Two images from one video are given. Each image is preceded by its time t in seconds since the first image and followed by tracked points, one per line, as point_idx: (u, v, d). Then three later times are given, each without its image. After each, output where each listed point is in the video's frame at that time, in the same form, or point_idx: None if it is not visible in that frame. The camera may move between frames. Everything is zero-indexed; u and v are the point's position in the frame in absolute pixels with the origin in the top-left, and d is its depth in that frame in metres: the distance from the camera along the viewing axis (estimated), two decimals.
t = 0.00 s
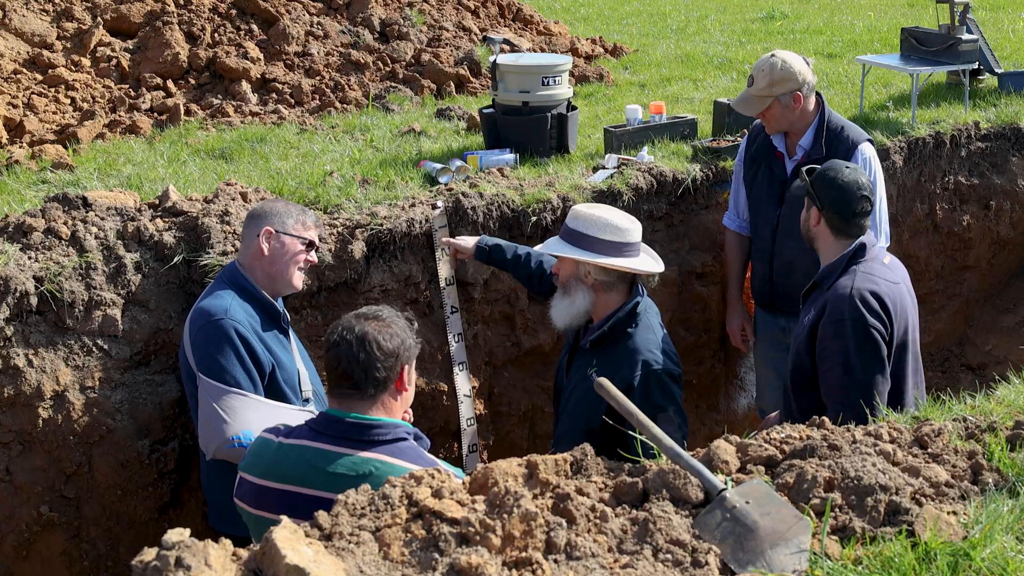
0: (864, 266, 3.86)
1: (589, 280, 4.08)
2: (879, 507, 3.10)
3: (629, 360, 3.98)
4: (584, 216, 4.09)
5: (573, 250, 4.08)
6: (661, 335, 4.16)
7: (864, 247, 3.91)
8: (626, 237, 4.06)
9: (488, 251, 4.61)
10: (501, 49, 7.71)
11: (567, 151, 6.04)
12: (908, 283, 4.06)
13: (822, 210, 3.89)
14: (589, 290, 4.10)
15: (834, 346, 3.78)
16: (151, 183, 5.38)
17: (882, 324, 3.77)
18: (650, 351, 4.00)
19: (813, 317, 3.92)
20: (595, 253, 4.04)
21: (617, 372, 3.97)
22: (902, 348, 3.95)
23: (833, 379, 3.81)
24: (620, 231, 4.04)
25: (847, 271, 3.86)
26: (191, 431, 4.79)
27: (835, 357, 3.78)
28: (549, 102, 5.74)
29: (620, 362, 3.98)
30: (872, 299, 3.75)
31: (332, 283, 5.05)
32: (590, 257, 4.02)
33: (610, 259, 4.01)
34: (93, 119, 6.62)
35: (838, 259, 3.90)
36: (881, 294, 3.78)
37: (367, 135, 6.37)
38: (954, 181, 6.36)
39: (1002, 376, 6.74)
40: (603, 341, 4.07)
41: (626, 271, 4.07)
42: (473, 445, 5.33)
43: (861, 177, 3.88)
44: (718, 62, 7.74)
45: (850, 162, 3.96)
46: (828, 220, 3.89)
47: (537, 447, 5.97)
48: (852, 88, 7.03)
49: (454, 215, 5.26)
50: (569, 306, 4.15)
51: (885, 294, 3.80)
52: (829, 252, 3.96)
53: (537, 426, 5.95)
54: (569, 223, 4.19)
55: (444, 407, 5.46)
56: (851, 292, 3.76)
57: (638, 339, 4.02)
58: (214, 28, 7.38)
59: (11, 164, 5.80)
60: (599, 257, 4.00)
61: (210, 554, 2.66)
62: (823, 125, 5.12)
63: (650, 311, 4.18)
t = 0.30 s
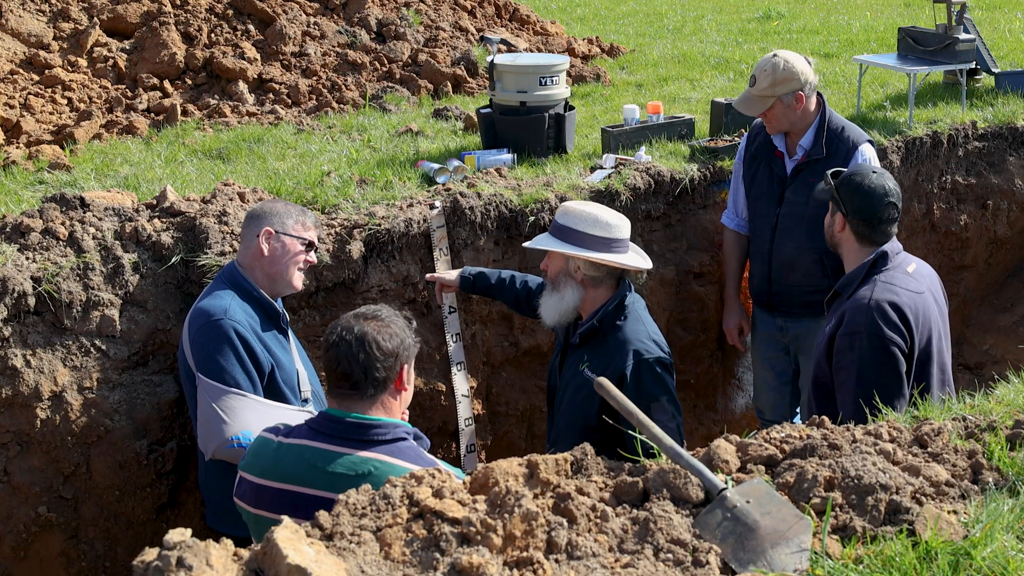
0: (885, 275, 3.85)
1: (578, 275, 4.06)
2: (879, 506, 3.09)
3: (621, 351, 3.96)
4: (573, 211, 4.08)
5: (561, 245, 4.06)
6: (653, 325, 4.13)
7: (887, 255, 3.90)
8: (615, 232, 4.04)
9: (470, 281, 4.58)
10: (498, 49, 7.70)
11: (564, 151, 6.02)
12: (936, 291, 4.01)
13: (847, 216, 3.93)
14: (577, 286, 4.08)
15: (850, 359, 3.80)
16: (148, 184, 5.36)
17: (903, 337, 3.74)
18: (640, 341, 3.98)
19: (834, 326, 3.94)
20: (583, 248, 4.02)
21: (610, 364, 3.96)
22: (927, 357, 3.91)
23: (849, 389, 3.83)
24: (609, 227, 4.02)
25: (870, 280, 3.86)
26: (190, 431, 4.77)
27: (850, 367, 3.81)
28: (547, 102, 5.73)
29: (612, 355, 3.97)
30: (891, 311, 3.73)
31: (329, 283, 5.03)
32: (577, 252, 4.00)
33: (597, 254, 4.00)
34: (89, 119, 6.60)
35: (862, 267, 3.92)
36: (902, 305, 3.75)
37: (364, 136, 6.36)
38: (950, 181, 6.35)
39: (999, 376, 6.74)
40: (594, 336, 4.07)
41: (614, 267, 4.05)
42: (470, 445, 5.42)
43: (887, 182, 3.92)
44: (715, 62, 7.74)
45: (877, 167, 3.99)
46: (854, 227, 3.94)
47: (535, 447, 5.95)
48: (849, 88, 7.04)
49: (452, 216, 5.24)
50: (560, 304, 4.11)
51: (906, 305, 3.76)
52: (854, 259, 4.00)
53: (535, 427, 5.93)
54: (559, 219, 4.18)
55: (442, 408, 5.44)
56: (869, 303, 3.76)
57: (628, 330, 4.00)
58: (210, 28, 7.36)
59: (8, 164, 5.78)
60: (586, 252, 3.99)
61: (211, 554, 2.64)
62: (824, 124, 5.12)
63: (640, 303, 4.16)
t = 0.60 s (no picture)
0: (894, 278, 3.84)
1: (566, 277, 4.06)
2: (881, 506, 3.08)
3: (611, 349, 3.95)
4: (561, 213, 4.05)
5: (550, 248, 4.04)
6: (645, 323, 4.10)
7: (897, 258, 3.88)
8: (604, 233, 4.00)
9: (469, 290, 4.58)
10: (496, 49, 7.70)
11: (563, 151, 6.01)
12: (947, 292, 3.99)
13: (857, 217, 3.94)
14: (565, 287, 4.08)
15: (858, 361, 3.82)
16: (147, 184, 5.34)
17: (911, 340, 3.74)
18: (631, 338, 3.96)
19: (843, 328, 3.94)
20: (572, 250, 4.00)
21: (599, 362, 3.95)
22: (939, 360, 3.89)
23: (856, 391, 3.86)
24: (597, 227, 3.99)
25: (879, 283, 3.85)
26: (189, 431, 4.75)
27: (857, 369, 3.82)
28: (546, 102, 5.73)
29: (602, 353, 3.96)
30: (898, 314, 3.72)
31: (329, 284, 5.01)
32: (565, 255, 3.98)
33: (585, 255, 3.97)
34: (88, 120, 6.59)
35: (871, 270, 3.91)
36: (910, 308, 3.74)
37: (363, 136, 6.35)
38: (949, 181, 6.35)
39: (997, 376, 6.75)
40: (585, 334, 4.06)
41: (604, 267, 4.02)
42: (469, 445, 5.40)
43: (896, 182, 3.92)
44: (713, 63, 7.75)
45: (884, 167, 3.99)
46: (864, 228, 3.93)
47: (535, 447, 5.95)
48: (847, 88, 7.05)
49: (451, 216, 5.23)
50: (550, 304, 4.14)
51: (915, 308, 3.75)
52: (865, 260, 4.00)
53: (534, 427, 5.93)
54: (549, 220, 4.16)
55: (441, 408, 5.43)
56: (877, 305, 3.76)
57: (618, 328, 3.98)
58: (208, 29, 7.34)
59: (7, 165, 5.77)
60: (575, 255, 3.97)
61: (215, 554, 2.63)
62: (821, 125, 5.11)
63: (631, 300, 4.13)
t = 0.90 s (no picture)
0: (899, 270, 3.83)
1: (549, 298, 3.90)
2: (883, 505, 3.07)
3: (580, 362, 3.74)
4: (540, 234, 3.87)
5: (532, 270, 3.87)
6: (634, 343, 3.79)
7: (902, 250, 3.87)
8: (585, 252, 3.80)
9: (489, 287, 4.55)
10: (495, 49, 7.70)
11: (562, 151, 6.01)
12: (953, 285, 3.97)
13: (863, 210, 3.96)
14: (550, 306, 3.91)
15: (861, 353, 3.81)
16: (147, 184, 5.33)
17: (914, 333, 3.73)
18: (601, 353, 3.72)
19: (847, 320, 3.94)
20: (552, 274, 3.81)
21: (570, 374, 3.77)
22: (943, 353, 3.87)
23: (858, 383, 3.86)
24: (578, 249, 3.78)
25: (883, 275, 3.85)
26: (190, 431, 4.73)
27: (859, 361, 3.83)
28: (545, 102, 5.72)
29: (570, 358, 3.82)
30: (902, 306, 3.71)
31: (329, 284, 5.00)
32: (545, 280, 3.80)
33: (567, 279, 3.78)
34: (87, 121, 6.57)
35: (875, 262, 3.92)
36: (914, 300, 3.72)
37: (363, 136, 6.35)
38: (948, 180, 6.35)
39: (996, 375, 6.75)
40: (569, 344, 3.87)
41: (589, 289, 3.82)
42: (469, 445, 5.39)
43: (902, 176, 3.95)
44: (712, 63, 7.75)
45: (890, 162, 4.03)
46: (869, 221, 3.96)
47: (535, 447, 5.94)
48: (846, 88, 7.06)
49: (451, 216, 5.22)
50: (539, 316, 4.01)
51: (918, 301, 3.73)
52: (871, 253, 4.02)
53: (534, 427, 5.91)
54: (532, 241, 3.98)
55: (441, 408, 5.43)
56: (880, 297, 3.75)
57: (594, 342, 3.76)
58: (207, 30, 7.33)
59: (6, 166, 5.76)
60: (555, 280, 3.77)
61: (219, 554, 2.63)
62: (819, 125, 5.09)
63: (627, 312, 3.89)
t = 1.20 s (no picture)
0: (910, 262, 3.85)
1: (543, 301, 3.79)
2: (886, 504, 3.06)
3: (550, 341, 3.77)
4: (527, 243, 3.74)
5: (521, 278, 3.76)
6: (617, 350, 3.71)
7: (912, 243, 3.91)
8: (574, 257, 3.69)
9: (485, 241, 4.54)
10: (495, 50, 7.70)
11: (563, 151, 6.00)
12: (960, 278, 4.01)
13: (868, 204, 3.97)
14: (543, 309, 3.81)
15: (874, 345, 3.79)
16: (148, 184, 5.32)
17: (928, 325, 3.75)
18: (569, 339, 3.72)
19: (858, 314, 3.92)
20: (542, 282, 3.70)
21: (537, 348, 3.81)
22: (950, 345, 3.91)
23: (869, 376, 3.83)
24: (567, 254, 3.68)
25: (894, 267, 3.86)
26: (191, 431, 4.72)
27: (871, 354, 3.80)
28: (545, 102, 5.72)
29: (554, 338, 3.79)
30: (916, 298, 3.73)
31: (329, 284, 4.99)
32: (536, 290, 3.69)
33: (562, 286, 3.68)
34: (88, 121, 6.56)
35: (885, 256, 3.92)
36: (927, 292, 3.75)
37: (363, 136, 6.34)
38: (948, 180, 6.34)
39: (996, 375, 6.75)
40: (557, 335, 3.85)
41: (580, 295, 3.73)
42: (470, 445, 5.27)
43: (905, 169, 3.97)
44: (711, 63, 7.75)
45: (892, 156, 4.06)
46: (877, 214, 3.96)
47: (535, 447, 5.93)
48: (845, 88, 7.06)
49: (451, 217, 5.21)
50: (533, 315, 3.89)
51: (930, 292, 3.77)
52: (879, 246, 4.03)
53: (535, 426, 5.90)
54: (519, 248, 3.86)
55: (442, 408, 5.43)
56: (895, 289, 3.76)
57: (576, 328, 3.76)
58: (207, 30, 7.33)
59: (7, 166, 5.74)
60: (547, 289, 3.67)
61: (224, 553, 2.64)
62: (819, 125, 5.10)
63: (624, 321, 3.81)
